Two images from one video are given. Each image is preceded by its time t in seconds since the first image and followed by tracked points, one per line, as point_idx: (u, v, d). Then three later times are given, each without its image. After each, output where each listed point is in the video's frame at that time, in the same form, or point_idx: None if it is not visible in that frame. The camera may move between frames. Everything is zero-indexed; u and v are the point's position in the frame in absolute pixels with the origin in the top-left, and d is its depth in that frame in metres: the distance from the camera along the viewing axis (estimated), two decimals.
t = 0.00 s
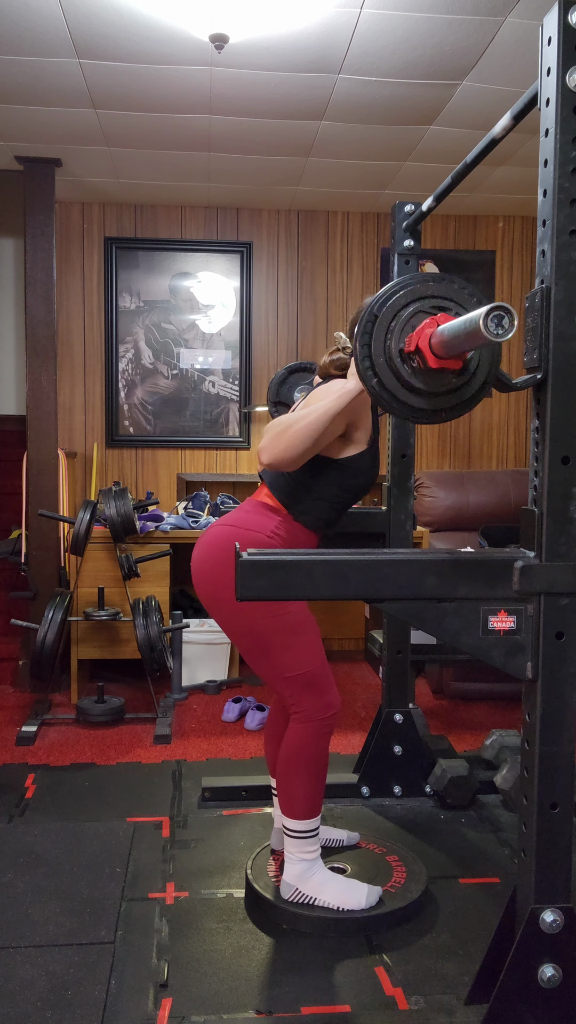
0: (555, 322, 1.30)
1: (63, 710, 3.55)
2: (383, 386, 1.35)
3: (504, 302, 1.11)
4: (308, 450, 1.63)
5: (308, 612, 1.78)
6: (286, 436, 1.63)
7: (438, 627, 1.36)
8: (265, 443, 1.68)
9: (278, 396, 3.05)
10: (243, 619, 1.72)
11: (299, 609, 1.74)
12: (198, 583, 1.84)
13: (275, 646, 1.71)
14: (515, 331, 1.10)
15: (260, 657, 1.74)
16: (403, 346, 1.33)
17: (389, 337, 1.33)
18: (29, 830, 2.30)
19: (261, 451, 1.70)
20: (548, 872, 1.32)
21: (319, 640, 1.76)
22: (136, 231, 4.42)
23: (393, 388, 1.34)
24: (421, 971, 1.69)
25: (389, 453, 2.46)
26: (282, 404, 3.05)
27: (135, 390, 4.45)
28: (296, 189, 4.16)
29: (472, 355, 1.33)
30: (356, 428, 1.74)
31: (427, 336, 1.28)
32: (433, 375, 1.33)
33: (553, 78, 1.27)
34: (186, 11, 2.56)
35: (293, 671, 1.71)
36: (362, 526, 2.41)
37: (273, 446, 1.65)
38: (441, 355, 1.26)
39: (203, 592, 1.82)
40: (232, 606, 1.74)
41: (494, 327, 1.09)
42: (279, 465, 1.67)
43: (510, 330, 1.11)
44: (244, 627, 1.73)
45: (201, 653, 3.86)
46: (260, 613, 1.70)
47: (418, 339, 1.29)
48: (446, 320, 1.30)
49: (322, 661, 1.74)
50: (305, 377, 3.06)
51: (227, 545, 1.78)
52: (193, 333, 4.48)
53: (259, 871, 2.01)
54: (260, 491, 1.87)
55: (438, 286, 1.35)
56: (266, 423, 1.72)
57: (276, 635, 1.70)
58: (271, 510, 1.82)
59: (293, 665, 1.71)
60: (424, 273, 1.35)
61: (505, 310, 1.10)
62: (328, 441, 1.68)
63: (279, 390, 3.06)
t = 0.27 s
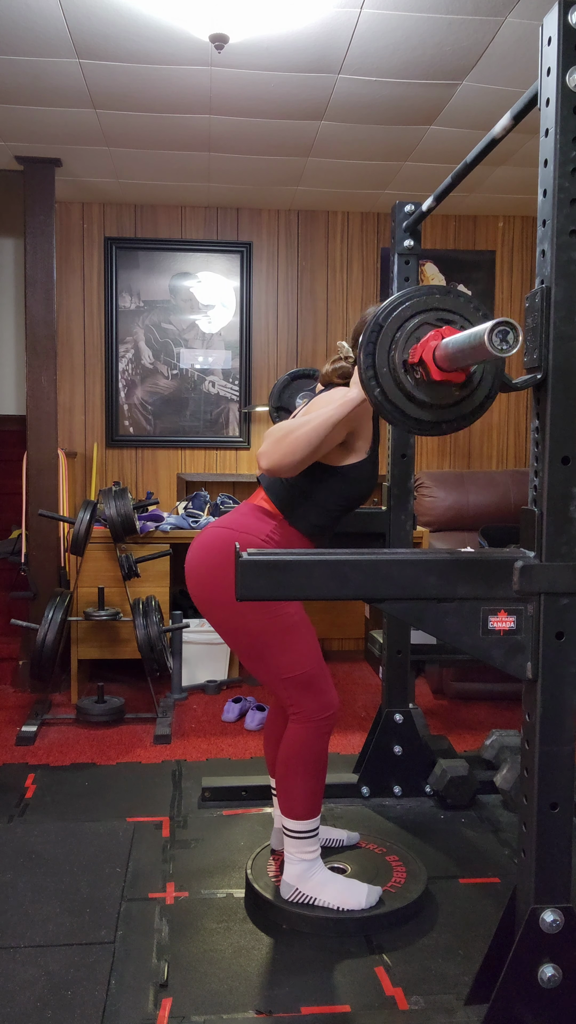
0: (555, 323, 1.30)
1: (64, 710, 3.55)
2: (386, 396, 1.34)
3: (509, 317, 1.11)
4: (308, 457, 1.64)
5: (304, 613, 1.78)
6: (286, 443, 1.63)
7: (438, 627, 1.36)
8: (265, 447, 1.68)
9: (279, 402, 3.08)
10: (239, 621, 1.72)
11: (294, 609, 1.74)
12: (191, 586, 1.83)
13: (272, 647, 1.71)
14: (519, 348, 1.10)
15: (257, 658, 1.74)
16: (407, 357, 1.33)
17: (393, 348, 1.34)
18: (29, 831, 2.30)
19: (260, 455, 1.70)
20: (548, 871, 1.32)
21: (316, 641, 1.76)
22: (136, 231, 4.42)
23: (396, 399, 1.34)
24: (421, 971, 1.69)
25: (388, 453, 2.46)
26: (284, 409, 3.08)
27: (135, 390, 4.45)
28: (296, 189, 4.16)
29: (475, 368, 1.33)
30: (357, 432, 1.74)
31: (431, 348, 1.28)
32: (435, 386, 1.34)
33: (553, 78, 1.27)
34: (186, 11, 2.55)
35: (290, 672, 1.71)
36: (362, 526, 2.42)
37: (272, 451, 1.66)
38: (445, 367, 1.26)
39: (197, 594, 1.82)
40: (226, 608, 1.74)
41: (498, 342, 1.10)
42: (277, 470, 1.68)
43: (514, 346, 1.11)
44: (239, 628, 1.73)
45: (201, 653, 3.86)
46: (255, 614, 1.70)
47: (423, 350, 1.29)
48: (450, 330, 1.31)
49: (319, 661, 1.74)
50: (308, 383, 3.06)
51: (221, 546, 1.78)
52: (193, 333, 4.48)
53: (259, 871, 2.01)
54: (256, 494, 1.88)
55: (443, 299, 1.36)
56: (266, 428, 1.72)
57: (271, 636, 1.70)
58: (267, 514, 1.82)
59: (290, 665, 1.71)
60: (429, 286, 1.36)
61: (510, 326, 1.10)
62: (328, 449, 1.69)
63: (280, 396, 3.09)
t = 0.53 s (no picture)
0: (555, 322, 1.30)
1: (63, 710, 3.55)
2: (388, 407, 1.33)
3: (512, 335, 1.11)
4: (307, 466, 1.63)
5: (298, 614, 1.78)
6: (285, 450, 1.63)
7: (438, 627, 1.36)
8: (265, 452, 1.68)
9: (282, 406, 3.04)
10: (234, 622, 1.72)
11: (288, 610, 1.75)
12: (185, 590, 1.83)
13: (267, 648, 1.71)
14: (522, 367, 1.11)
15: (253, 660, 1.74)
16: (410, 371, 1.33)
17: (396, 361, 1.33)
18: (29, 831, 2.30)
19: (260, 460, 1.70)
20: (548, 871, 1.32)
21: (311, 643, 1.76)
22: (136, 231, 4.42)
23: (398, 411, 1.33)
24: (421, 971, 1.69)
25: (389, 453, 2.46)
26: (285, 414, 3.03)
27: (135, 390, 4.45)
28: (296, 188, 4.16)
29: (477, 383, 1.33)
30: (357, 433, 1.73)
31: (435, 362, 1.28)
32: (438, 399, 1.33)
33: (553, 78, 1.27)
34: (186, 11, 2.55)
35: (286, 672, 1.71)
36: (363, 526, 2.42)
37: (271, 457, 1.66)
38: (448, 381, 1.25)
39: (191, 599, 1.82)
40: (221, 610, 1.74)
41: (501, 361, 1.10)
42: (276, 476, 1.68)
43: (517, 365, 1.12)
44: (234, 630, 1.73)
45: (201, 653, 3.86)
46: (250, 615, 1.70)
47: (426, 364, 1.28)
48: (453, 345, 1.30)
49: (314, 661, 1.74)
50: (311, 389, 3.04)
51: (214, 548, 1.78)
52: (193, 333, 4.48)
53: (259, 871, 2.01)
54: (252, 498, 1.88)
55: (447, 313, 1.36)
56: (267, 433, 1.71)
57: (268, 639, 1.71)
58: (263, 518, 1.83)
59: (286, 665, 1.71)
60: (433, 299, 1.35)
61: (513, 346, 1.11)
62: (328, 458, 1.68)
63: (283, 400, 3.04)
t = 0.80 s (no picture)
0: (555, 322, 1.30)
1: (63, 710, 3.55)
2: (390, 420, 1.33)
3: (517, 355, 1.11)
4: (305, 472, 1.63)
5: (293, 615, 1.79)
6: (284, 455, 1.63)
7: (438, 627, 1.36)
8: (264, 458, 1.68)
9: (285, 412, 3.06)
10: (230, 624, 1.73)
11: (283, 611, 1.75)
12: (181, 595, 1.84)
13: (263, 649, 1.71)
14: (525, 386, 1.11)
15: (250, 661, 1.74)
16: (413, 384, 1.32)
17: (400, 374, 1.32)
18: (29, 831, 2.30)
19: (259, 465, 1.70)
20: (548, 872, 1.32)
21: (308, 644, 1.76)
22: (136, 231, 4.42)
23: (400, 424, 1.33)
24: (421, 971, 1.69)
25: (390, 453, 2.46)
26: (288, 419, 3.04)
27: (135, 390, 4.45)
28: (296, 189, 4.16)
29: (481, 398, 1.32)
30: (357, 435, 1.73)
31: (439, 377, 1.27)
32: (440, 414, 1.33)
33: (554, 78, 1.27)
34: (186, 11, 2.55)
35: (283, 673, 1.71)
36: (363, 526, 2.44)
37: (270, 462, 1.66)
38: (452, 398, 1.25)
39: (186, 603, 1.83)
40: (216, 612, 1.74)
41: (505, 380, 1.10)
42: (275, 482, 1.68)
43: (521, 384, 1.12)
44: (230, 632, 1.73)
45: (201, 653, 3.86)
46: (245, 616, 1.71)
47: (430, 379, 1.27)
48: (458, 362, 1.29)
49: (311, 661, 1.74)
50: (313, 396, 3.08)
51: (209, 550, 1.79)
52: (193, 333, 4.48)
53: (260, 871, 2.01)
54: (249, 500, 1.89)
55: (454, 327, 1.34)
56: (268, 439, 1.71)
57: (264, 642, 1.71)
58: (260, 522, 1.83)
59: (282, 667, 1.71)
60: (441, 312, 1.33)
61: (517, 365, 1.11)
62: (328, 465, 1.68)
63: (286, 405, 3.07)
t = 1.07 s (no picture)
0: (555, 322, 1.30)
1: (63, 710, 3.55)
2: (391, 433, 1.33)
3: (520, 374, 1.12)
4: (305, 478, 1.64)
5: (289, 617, 1.79)
6: (285, 462, 1.63)
7: (438, 627, 1.36)
8: (264, 463, 1.68)
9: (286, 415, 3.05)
10: (226, 626, 1.73)
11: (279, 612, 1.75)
12: (176, 598, 1.84)
13: (259, 650, 1.72)
14: (528, 405, 1.11)
15: (247, 663, 1.74)
16: (415, 398, 1.32)
17: (403, 388, 1.32)
18: (30, 831, 2.30)
19: (259, 469, 1.70)
20: (547, 871, 1.32)
21: (305, 645, 1.76)
22: (136, 231, 4.42)
23: (402, 437, 1.32)
24: (421, 971, 1.69)
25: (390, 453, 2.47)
26: (289, 424, 3.04)
27: (135, 390, 4.45)
28: (296, 189, 4.16)
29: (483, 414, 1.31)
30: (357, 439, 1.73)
31: (441, 392, 1.27)
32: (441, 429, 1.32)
33: (554, 78, 1.27)
34: (186, 11, 2.55)
35: (280, 674, 1.71)
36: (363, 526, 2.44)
37: (270, 468, 1.66)
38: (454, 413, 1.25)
39: (181, 607, 1.82)
40: (212, 614, 1.74)
41: (507, 398, 1.10)
42: (274, 487, 1.68)
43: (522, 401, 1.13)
44: (227, 634, 1.73)
45: (201, 653, 3.86)
46: (241, 617, 1.71)
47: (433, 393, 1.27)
48: (461, 377, 1.29)
49: (309, 662, 1.74)
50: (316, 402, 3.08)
51: (204, 553, 1.79)
52: (193, 333, 4.48)
53: (259, 871, 2.01)
54: (247, 504, 1.88)
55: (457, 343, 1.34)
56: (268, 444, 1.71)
57: (260, 645, 1.71)
58: (256, 526, 1.83)
59: (280, 667, 1.71)
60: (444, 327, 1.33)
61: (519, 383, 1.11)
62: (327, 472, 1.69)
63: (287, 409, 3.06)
